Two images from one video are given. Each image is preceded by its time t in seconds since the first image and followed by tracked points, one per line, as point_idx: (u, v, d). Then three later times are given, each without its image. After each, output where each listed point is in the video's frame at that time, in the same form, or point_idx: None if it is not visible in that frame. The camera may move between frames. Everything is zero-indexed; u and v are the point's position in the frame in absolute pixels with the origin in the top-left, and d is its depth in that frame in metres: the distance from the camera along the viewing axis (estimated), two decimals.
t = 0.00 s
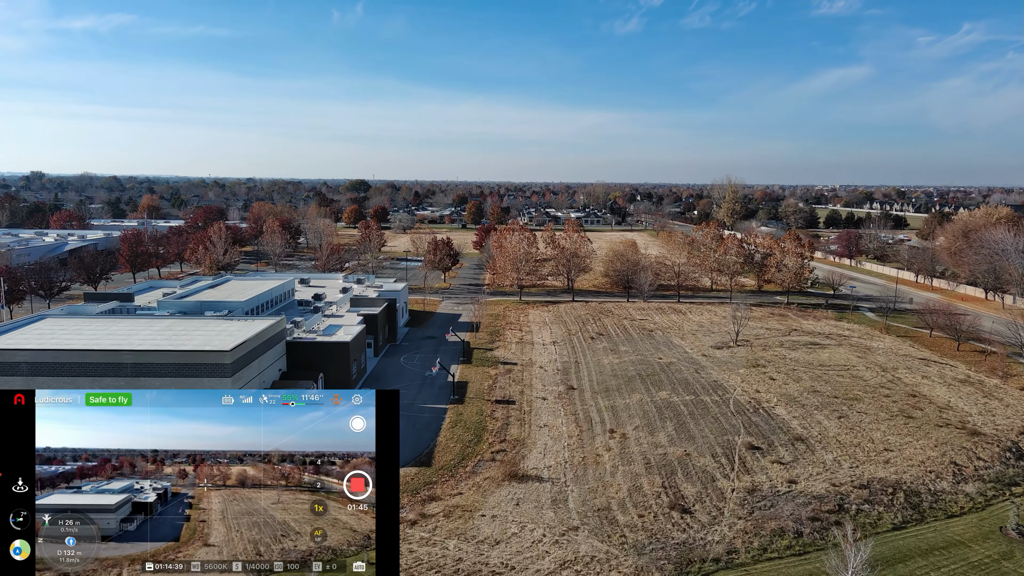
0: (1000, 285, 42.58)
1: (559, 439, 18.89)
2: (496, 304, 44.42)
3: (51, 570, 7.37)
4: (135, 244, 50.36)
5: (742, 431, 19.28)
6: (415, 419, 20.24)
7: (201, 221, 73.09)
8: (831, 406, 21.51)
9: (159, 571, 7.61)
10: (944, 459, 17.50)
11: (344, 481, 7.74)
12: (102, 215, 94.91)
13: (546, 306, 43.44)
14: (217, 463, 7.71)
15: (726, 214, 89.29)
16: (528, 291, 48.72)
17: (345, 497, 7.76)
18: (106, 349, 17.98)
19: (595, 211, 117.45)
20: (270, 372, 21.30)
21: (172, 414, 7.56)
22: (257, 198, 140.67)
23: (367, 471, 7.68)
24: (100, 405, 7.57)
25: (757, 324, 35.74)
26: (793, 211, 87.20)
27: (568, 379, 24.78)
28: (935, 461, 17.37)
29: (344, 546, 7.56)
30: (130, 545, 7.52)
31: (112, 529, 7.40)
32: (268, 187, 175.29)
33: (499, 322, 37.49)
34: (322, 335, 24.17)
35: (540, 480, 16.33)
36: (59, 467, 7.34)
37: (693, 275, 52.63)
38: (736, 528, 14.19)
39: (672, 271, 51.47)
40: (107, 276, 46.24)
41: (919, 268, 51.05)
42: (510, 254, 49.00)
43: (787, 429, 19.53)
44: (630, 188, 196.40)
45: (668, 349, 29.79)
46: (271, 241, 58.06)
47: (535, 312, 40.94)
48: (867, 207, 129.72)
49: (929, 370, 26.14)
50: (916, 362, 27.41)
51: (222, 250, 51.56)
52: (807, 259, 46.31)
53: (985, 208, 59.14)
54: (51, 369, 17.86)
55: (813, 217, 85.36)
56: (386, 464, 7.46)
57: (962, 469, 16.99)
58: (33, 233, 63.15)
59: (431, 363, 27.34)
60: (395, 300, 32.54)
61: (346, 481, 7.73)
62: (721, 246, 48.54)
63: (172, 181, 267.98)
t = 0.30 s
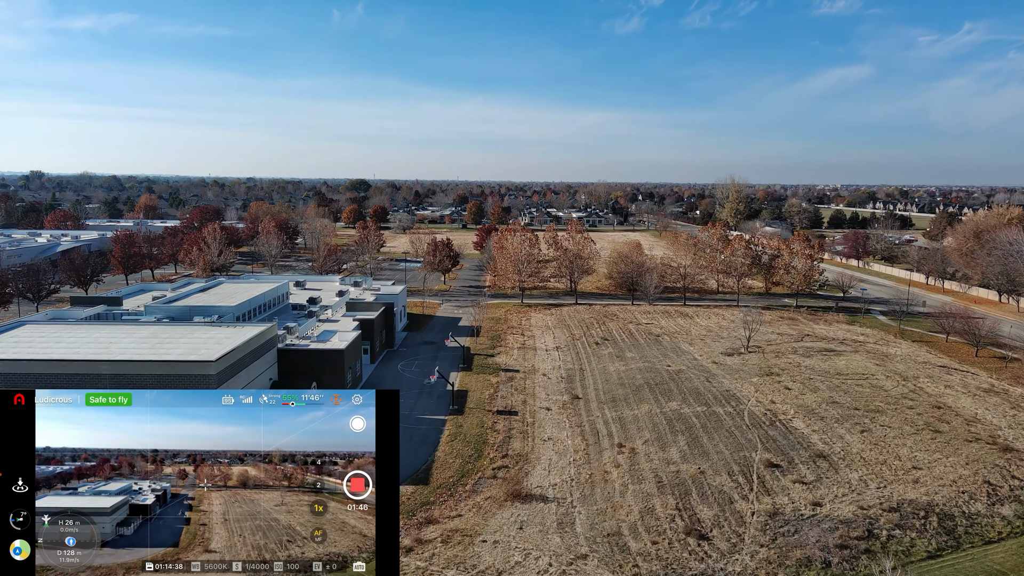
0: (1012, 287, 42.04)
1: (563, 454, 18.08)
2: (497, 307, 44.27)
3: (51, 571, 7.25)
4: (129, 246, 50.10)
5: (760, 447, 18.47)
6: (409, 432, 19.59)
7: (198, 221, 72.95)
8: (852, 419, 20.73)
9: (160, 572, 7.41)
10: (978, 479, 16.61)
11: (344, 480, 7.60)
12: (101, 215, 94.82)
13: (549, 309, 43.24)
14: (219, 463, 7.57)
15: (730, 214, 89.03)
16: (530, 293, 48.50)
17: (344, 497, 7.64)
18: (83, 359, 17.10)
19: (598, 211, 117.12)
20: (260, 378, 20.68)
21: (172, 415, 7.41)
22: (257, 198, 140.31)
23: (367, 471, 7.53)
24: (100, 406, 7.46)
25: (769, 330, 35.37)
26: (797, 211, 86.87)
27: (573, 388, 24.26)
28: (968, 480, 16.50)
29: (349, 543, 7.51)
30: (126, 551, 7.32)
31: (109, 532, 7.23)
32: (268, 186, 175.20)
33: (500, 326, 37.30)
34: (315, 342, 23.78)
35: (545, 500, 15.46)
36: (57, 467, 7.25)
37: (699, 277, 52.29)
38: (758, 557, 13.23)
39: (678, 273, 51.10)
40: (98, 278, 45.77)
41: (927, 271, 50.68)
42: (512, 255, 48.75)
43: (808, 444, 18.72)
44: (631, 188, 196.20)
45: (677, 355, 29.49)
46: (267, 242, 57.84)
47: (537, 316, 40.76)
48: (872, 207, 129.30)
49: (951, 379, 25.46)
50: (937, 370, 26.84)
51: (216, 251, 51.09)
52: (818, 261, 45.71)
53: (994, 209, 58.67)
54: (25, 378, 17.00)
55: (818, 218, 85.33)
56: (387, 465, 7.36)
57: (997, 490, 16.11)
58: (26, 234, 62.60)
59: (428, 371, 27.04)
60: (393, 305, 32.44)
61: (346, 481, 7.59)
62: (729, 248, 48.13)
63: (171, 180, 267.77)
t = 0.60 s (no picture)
0: None
1: (569, 472, 17.56)
2: (498, 310, 44.15)
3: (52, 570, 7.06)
4: (122, 248, 49.69)
5: (779, 465, 17.86)
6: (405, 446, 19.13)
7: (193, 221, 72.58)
8: (876, 434, 20.15)
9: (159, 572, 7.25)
10: (1014, 502, 15.93)
11: (344, 481, 7.41)
12: (97, 215, 94.38)
13: (551, 313, 43.08)
14: (219, 463, 7.42)
15: (733, 214, 88.81)
16: (532, 294, 48.27)
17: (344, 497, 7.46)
18: (60, 369, 16.28)
19: (600, 211, 116.85)
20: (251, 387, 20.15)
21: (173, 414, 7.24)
22: (256, 198, 139.95)
23: (368, 470, 7.36)
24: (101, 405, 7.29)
25: (781, 336, 35.08)
26: (801, 212, 86.63)
27: (578, 398, 24.00)
28: (1003, 503, 15.84)
29: (347, 543, 7.45)
30: (121, 556, 7.20)
31: (104, 537, 7.09)
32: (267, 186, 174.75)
33: (501, 330, 37.12)
34: (309, 349, 23.48)
35: (551, 523, 14.85)
36: (55, 467, 7.04)
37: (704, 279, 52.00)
38: None
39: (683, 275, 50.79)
40: (90, 279, 45.37)
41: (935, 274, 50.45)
42: (514, 257, 48.52)
43: (831, 462, 18.09)
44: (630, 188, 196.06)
45: (687, 363, 29.24)
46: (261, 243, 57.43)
47: (539, 320, 40.60)
48: (875, 207, 129.04)
49: (975, 389, 25.09)
50: (960, 379, 26.44)
51: (211, 252, 50.72)
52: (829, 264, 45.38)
53: (1001, 211, 58.45)
54: None
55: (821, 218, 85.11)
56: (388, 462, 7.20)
57: None
58: (19, 234, 62.18)
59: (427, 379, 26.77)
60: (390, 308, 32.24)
61: (345, 481, 7.40)
62: (737, 250, 47.84)
63: (168, 178, 267.05)
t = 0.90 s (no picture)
0: None
1: (575, 491, 17.32)
2: (497, 314, 44.04)
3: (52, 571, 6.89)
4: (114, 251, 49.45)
5: (802, 486, 17.50)
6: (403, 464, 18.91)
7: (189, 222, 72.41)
8: (903, 451, 19.80)
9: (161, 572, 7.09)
10: None
11: (343, 481, 7.28)
12: (94, 215, 94.13)
13: (553, 317, 42.97)
14: (219, 463, 7.28)
15: (736, 214, 88.63)
16: (534, 296, 48.11)
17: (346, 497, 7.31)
18: (37, 379, 15.82)
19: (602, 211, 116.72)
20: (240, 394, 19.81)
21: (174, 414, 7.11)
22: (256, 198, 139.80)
23: (368, 470, 7.23)
24: (100, 405, 7.15)
25: (794, 342, 34.88)
26: (804, 212, 86.42)
27: (583, 409, 23.80)
28: None
29: (346, 543, 7.30)
30: (117, 563, 7.03)
31: (96, 545, 6.93)
32: (266, 185, 174.59)
33: (503, 335, 37.01)
34: (300, 357, 23.28)
35: (556, 550, 14.49)
36: (53, 467, 6.91)
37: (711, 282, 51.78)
38: None
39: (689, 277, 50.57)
40: (80, 282, 45.04)
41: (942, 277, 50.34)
42: (517, 258, 48.30)
43: (857, 483, 17.69)
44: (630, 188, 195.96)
45: (697, 370, 29.09)
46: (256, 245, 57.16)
47: (541, 324, 40.49)
48: (878, 207, 128.87)
49: (1000, 399, 24.86)
50: (985, 390, 26.10)
51: (205, 255, 50.45)
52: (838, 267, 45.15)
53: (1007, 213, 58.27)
54: None
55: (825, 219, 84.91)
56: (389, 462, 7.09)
57: None
58: (10, 235, 61.69)
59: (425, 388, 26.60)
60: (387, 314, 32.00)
61: (345, 481, 7.27)
62: (744, 252, 47.62)
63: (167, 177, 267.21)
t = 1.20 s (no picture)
0: None
1: (582, 514, 17.16)
2: (497, 317, 43.90)
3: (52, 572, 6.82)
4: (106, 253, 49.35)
5: (829, 511, 17.28)
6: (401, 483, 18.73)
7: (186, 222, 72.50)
8: (934, 471, 19.60)
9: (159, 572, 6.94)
10: None
11: (343, 481, 7.16)
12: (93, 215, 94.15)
13: (556, 321, 42.81)
14: (219, 463, 7.11)
15: (740, 214, 88.27)
16: (536, 298, 47.90)
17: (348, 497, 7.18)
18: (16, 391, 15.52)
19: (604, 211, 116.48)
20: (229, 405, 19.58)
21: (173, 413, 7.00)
22: (256, 198, 139.73)
23: (369, 470, 7.09)
24: (99, 406, 7.11)
25: (809, 348, 34.72)
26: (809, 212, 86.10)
27: (589, 421, 23.63)
28: None
29: (349, 544, 7.11)
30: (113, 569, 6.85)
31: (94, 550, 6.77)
32: (267, 185, 174.50)
33: (506, 340, 36.87)
34: (291, 367, 23.09)
35: None
36: (51, 467, 6.86)
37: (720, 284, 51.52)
38: None
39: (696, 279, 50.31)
40: (69, 285, 45.05)
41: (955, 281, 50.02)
42: (518, 259, 48.03)
43: (890, 508, 17.43)
44: (632, 189, 195.64)
45: (709, 379, 28.94)
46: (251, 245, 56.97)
47: (544, 329, 40.34)
48: (883, 207, 128.47)
49: None
50: (1012, 401, 25.88)
51: (199, 257, 50.24)
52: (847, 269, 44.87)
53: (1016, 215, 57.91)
54: None
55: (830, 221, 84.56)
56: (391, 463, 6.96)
57: None
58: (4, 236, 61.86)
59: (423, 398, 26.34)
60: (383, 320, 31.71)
61: (345, 481, 7.15)
62: (752, 254, 47.38)
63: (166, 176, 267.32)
